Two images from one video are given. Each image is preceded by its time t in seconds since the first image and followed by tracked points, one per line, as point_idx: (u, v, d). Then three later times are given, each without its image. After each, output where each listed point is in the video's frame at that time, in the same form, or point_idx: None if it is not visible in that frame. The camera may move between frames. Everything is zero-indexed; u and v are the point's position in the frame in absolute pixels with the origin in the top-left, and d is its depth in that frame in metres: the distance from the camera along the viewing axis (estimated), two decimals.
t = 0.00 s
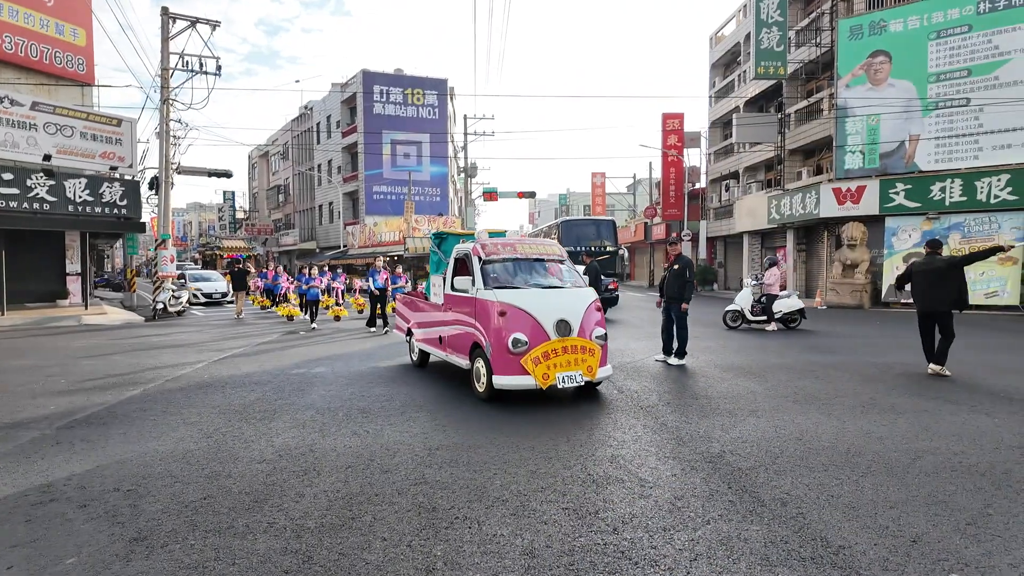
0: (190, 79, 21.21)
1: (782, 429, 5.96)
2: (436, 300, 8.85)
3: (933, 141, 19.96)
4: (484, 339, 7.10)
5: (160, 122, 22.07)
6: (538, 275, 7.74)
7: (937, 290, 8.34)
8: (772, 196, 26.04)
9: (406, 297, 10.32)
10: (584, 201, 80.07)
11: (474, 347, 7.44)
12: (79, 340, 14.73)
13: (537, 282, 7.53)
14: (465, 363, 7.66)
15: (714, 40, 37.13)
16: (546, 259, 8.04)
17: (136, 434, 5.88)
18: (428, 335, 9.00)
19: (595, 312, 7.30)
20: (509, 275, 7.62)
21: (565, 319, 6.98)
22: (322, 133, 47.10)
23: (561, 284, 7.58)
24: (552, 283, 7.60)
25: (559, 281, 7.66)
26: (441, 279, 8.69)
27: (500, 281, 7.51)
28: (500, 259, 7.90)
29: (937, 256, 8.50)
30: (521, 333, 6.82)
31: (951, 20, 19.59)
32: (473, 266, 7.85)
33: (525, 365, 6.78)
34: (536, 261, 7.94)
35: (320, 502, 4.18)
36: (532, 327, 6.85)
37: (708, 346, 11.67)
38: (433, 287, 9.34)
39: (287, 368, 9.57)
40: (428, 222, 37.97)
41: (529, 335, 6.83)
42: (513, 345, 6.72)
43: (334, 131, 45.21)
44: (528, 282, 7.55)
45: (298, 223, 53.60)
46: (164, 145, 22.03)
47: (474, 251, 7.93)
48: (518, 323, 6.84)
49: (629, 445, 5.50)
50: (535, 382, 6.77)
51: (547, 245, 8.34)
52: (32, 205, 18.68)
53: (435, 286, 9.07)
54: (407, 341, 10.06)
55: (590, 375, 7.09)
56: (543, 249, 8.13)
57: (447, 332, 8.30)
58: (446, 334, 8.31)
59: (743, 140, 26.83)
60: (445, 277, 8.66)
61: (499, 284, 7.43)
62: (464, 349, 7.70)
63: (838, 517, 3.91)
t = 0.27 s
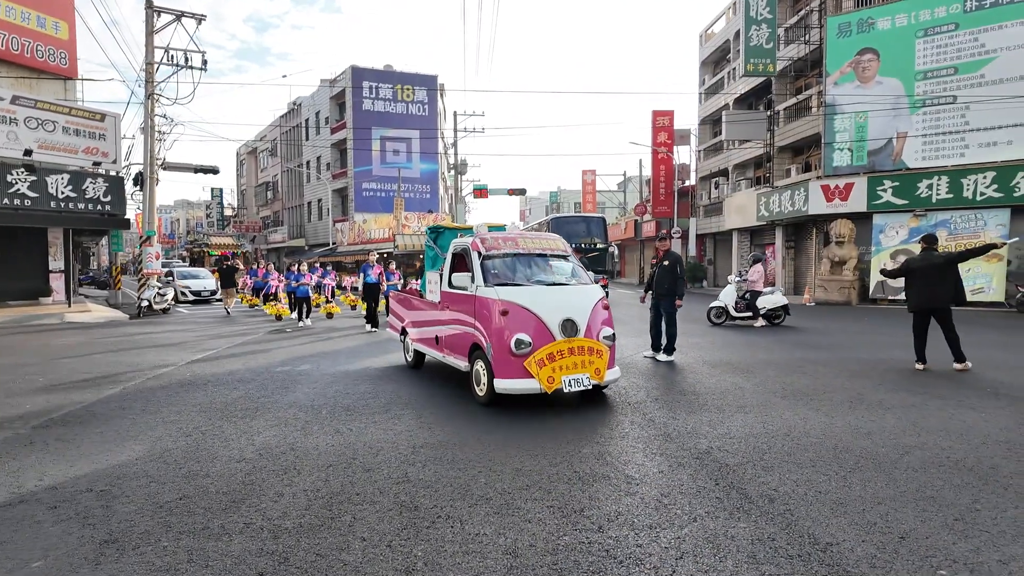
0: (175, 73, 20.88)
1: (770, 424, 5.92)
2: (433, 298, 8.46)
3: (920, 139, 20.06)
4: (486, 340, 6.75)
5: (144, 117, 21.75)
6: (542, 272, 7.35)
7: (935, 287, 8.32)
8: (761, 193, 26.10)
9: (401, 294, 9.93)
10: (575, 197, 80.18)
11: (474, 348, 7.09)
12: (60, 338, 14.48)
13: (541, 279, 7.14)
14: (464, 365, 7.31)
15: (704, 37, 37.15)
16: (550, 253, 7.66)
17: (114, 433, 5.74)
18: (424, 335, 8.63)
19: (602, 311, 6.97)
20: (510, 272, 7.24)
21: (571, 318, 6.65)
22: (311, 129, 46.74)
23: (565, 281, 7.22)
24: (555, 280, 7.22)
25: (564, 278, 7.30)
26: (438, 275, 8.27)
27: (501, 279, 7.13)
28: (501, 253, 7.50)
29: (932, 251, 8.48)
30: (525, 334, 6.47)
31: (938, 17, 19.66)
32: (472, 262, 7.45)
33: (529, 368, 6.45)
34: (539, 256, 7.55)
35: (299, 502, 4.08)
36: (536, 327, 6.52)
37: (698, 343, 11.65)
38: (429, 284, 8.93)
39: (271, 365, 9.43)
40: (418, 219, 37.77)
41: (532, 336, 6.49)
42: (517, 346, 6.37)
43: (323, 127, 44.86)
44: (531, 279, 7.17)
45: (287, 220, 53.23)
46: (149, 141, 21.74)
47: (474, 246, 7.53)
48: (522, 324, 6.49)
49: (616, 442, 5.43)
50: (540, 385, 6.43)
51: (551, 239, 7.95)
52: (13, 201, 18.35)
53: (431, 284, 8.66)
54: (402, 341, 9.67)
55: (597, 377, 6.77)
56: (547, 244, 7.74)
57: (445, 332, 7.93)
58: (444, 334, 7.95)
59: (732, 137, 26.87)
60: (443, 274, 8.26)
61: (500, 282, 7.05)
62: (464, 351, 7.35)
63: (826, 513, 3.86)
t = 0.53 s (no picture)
0: (158, 65, 20.52)
1: (754, 419, 5.90)
2: (427, 294, 8.01)
3: (906, 134, 20.16)
4: (484, 340, 6.32)
5: (126, 110, 21.40)
6: (543, 268, 6.95)
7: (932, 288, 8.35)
8: (748, 188, 26.18)
9: (393, 290, 9.48)
10: (564, 192, 80.13)
11: (471, 348, 6.67)
12: (40, 334, 14.24)
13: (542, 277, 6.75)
14: (461, 366, 6.89)
15: (692, 32, 37.14)
16: (551, 248, 7.26)
17: (87, 432, 5.62)
18: (418, 334, 8.21)
19: (607, 310, 6.56)
20: (509, 268, 6.82)
21: (575, 318, 6.23)
22: (298, 123, 46.29)
23: (568, 278, 6.85)
24: (557, 277, 6.82)
25: (565, 275, 6.92)
26: (432, 270, 7.80)
27: (501, 275, 6.70)
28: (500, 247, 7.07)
29: (933, 247, 8.46)
30: (526, 334, 6.05)
31: (923, 13, 19.76)
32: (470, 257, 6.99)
33: (530, 370, 6.04)
34: (539, 251, 7.15)
35: (274, 501, 4.00)
36: (537, 327, 6.10)
37: (683, 338, 11.65)
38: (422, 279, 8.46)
39: (253, 362, 9.30)
40: (406, 214, 37.56)
41: (534, 336, 6.07)
42: (517, 347, 5.96)
43: (310, 121, 44.44)
44: (531, 275, 6.77)
45: (274, 215, 52.79)
46: (131, 134, 21.38)
47: (472, 239, 7.07)
48: (522, 323, 6.07)
49: (599, 438, 5.37)
50: (542, 389, 6.03)
51: (552, 232, 7.54)
52: None
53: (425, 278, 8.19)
54: (394, 338, 9.23)
55: (603, 380, 6.37)
56: (548, 238, 7.34)
57: (440, 331, 7.50)
58: (439, 333, 7.52)
59: (720, 132, 26.91)
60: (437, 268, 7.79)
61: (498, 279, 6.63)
62: (460, 351, 6.92)
63: (807, 509, 3.83)
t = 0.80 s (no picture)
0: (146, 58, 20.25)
1: (742, 417, 5.85)
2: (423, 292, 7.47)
3: (898, 129, 20.13)
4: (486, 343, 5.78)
5: (114, 103, 21.14)
6: (550, 264, 6.44)
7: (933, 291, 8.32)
8: (741, 183, 26.16)
9: (386, 287, 8.94)
10: (558, 187, 80.09)
11: (471, 351, 6.14)
12: (25, 331, 14.08)
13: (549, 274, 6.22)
14: (460, 371, 6.35)
15: (686, 26, 37.04)
16: (557, 242, 6.74)
17: (65, 431, 5.52)
18: (413, 334, 7.69)
19: (617, 309, 6.05)
20: (512, 264, 6.30)
21: (583, 318, 5.70)
22: (290, 117, 45.94)
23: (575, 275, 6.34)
24: (564, 274, 6.32)
25: (573, 271, 6.41)
26: (428, 266, 7.25)
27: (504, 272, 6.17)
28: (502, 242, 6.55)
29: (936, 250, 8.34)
30: (531, 336, 5.52)
31: (916, 8, 19.72)
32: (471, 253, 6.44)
33: (536, 375, 5.52)
34: (544, 246, 6.64)
35: (250, 504, 3.92)
36: (543, 329, 5.56)
37: (673, 334, 11.62)
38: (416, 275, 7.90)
39: (239, 359, 9.19)
40: (399, 209, 37.39)
41: (539, 339, 5.54)
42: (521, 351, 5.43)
43: (302, 115, 44.14)
44: (536, 272, 6.25)
45: (266, 210, 52.50)
46: (118, 128, 21.13)
47: (473, 234, 6.54)
48: (526, 324, 5.54)
49: (585, 437, 5.29)
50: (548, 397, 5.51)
51: (557, 226, 7.02)
52: None
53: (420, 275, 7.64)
54: (388, 338, 8.70)
55: (613, 386, 5.88)
56: (553, 232, 6.82)
57: (437, 331, 6.96)
58: (435, 334, 6.99)
59: (713, 127, 26.86)
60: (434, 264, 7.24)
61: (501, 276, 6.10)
62: (458, 354, 6.39)
63: (791, 509, 3.78)
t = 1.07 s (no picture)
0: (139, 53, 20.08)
1: (734, 414, 5.80)
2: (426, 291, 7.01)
3: (895, 125, 20.09)
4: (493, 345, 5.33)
5: (108, 99, 21.00)
6: (560, 261, 6.01)
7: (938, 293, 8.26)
8: (738, 179, 26.08)
9: (386, 285, 8.49)
10: (556, 183, 80.00)
11: (477, 354, 5.69)
12: (17, 327, 13.99)
13: (560, 271, 5.80)
14: (465, 374, 5.92)
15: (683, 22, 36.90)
16: (568, 238, 6.30)
17: (49, 429, 5.46)
18: (414, 334, 7.26)
19: (633, 308, 5.57)
20: (521, 261, 5.86)
21: (598, 319, 5.23)
22: (286, 112, 45.74)
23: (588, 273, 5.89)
24: (576, 272, 5.87)
25: (585, 270, 5.96)
26: (430, 262, 6.79)
27: (512, 270, 5.74)
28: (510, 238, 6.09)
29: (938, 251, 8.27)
30: (542, 338, 5.07)
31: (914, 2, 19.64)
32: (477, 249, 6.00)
33: (548, 381, 5.06)
34: (554, 242, 6.19)
35: (233, 503, 3.87)
36: (554, 331, 5.10)
37: (668, 330, 11.58)
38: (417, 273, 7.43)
39: (230, 356, 9.11)
40: (396, 205, 37.25)
41: (551, 341, 5.08)
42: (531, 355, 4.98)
43: (298, 110, 43.95)
44: (546, 270, 5.82)
45: (263, 206, 52.33)
46: (112, 123, 21.00)
47: (479, 229, 6.09)
48: (537, 325, 5.09)
49: (576, 435, 5.24)
50: (561, 405, 5.05)
51: (567, 220, 6.57)
52: None
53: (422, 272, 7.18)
54: (388, 339, 8.25)
55: (630, 392, 5.40)
56: (563, 227, 6.37)
57: (441, 332, 6.51)
58: (438, 335, 6.55)
59: (710, 122, 26.77)
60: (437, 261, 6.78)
61: (509, 274, 5.66)
62: (463, 357, 5.95)
63: (780, 508, 3.74)
